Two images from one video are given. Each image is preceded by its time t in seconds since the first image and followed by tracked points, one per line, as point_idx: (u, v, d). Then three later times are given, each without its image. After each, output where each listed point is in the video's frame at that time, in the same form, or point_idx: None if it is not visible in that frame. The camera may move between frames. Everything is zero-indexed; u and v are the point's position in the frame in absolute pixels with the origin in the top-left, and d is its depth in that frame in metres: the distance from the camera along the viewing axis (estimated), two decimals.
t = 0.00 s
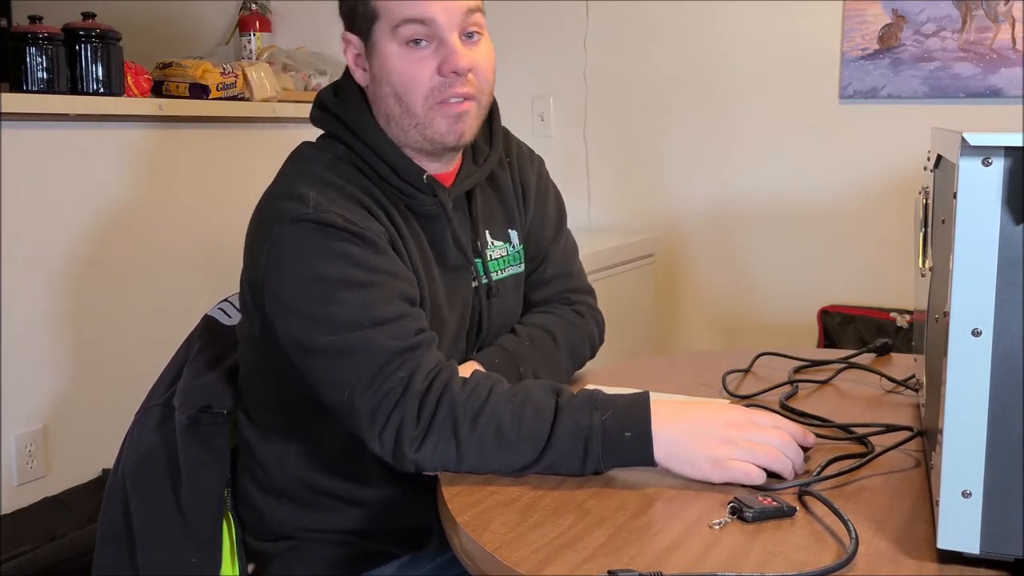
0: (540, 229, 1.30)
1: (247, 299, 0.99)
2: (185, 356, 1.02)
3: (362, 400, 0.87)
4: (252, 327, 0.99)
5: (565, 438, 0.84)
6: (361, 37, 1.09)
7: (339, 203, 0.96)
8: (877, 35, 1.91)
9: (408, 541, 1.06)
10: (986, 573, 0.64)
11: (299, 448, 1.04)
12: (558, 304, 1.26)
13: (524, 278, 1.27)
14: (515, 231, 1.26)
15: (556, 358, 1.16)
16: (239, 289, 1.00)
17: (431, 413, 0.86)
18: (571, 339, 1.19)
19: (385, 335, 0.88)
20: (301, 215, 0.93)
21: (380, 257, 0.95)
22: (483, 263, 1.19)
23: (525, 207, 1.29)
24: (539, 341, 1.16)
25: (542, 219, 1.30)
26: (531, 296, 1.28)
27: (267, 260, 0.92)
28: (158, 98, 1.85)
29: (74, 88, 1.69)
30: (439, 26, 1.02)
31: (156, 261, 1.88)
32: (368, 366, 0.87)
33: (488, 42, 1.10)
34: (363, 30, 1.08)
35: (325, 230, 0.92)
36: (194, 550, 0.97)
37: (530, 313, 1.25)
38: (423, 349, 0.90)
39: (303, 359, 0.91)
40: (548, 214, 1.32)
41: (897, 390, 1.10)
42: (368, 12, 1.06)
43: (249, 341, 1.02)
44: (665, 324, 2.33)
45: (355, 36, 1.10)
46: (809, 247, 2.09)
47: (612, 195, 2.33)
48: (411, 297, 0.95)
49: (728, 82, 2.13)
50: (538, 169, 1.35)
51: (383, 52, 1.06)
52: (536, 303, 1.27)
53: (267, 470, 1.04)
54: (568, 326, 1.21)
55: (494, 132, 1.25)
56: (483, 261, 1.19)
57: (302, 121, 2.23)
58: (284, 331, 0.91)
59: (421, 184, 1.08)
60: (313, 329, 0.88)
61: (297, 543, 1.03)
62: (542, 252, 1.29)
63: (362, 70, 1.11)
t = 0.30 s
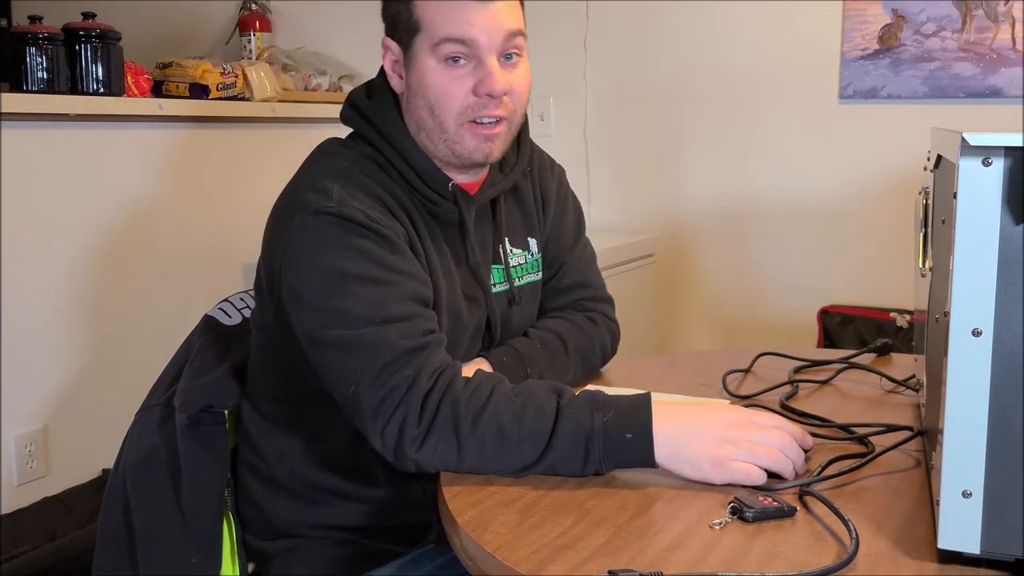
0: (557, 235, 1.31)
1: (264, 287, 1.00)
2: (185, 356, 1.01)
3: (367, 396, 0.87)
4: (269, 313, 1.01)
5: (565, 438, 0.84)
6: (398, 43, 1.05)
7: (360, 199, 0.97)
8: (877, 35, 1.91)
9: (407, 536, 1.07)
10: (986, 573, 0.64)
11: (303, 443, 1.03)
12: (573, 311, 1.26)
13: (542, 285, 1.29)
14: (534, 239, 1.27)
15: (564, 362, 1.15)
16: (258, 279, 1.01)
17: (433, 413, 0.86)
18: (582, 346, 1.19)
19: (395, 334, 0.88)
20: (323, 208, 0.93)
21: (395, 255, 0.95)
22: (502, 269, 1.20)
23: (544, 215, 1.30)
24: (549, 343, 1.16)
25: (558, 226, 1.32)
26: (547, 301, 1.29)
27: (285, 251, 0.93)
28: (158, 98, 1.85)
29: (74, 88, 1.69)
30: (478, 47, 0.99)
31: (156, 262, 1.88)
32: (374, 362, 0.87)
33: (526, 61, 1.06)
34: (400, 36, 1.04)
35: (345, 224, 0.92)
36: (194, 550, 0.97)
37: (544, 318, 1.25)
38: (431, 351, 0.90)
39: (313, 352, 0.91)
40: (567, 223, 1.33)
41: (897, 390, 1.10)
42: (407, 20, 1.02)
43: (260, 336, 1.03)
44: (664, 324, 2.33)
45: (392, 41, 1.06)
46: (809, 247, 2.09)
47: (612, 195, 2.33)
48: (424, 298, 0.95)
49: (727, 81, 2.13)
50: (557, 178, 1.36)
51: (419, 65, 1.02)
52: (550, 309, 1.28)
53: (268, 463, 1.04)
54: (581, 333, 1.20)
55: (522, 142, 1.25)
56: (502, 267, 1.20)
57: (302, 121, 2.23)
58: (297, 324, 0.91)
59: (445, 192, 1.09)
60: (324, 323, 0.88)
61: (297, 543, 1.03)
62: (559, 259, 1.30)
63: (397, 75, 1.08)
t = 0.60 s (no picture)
0: (564, 237, 1.31)
1: (272, 285, 1.00)
2: (184, 356, 1.01)
3: (369, 395, 0.87)
4: (276, 309, 1.00)
5: (565, 439, 0.84)
6: (421, 47, 1.07)
7: (373, 197, 0.98)
8: (877, 35, 1.91)
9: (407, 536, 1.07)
10: (986, 573, 0.64)
11: (305, 441, 1.04)
12: (578, 313, 1.26)
13: (548, 287, 1.29)
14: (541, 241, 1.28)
15: (570, 365, 1.15)
16: (265, 275, 1.01)
17: (435, 412, 0.86)
18: (588, 348, 1.19)
19: (401, 333, 0.88)
20: (336, 205, 0.93)
21: (403, 254, 0.95)
22: (510, 272, 1.20)
23: (550, 217, 1.31)
24: (554, 346, 1.16)
25: (564, 228, 1.32)
26: (555, 303, 1.29)
27: (295, 246, 0.93)
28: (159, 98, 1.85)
29: (74, 88, 1.69)
30: (502, 56, 1.01)
31: (156, 262, 1.88)
32: (377, 361, 0.86)
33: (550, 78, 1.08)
34: (424, 40, 1.06)
35: (357, 222, 0.92)
36: (194, 550, 0.97)
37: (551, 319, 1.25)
38: (434, 351, 0.90)
39: (319, 349, 0.91)
40: (573, 224, 1.33)
41: (897, 390, 1.10)
42: (432, 25, 1.04)
43: (264, 335, 1.03)
44: (664, 324, 2.32)
45: (415, 44, 1.08)
46: (810, 247, 2.09)
47: (612, 195, 2.33)
48: (431, 299, 0.95)
49: (727, 81, 2.13)
50: (564, 180, 1.36)
51: (443, 71, 1.04)
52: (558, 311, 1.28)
53: (270, 460, 1.04)
54: (587, 334, 1.20)
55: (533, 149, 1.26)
56: (510, 270, 1.20)
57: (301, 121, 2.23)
58: (304, 320, 0.91)
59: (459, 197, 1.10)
60: (331, 319, 0.88)
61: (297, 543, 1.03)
62: (565, 262, 1.30)
63: (416, 79, 1.09)
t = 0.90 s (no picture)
0: (557, 233, 1.31)
1: (275, 282, 0.98)
2: (184, 356, 1.01)
3: (370, 394, 0.87)
4: (278, 307, 1.00)
5: (565, 439, 0.84)
6: (468, 40, 1.01)
7: (377, 196, 0.97)
8: (877, 35, 1.91)
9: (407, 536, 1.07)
10: (986, 573, 0.64)
11: (307, 440, 1.03)
12: (574, 311, 1.26)
13: (542, 282, 1.28)
14: (536, 236, 1.27)
15: (569, 365, 1.15)
16: (268, 272, 1.00)
17: (435, 412, 0.86)
18: (586, 347, 1.19)
19: (403, 333, 0.87)
20: (340, 204, 0.93)
21: (407, 253, 0.95)
22: (503, 267, 1.20)
23: (544, 213, 1.30)
24: (553, 346, 1.16)
25: (558, 225, 1.31)
26: (550, 300, 1.29)
27: (299, 245, 0.92)
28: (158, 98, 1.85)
29: (74, 88, 1.69)
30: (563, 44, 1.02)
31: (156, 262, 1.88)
32: (379, 361, 0.86)
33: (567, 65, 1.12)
34: (471, 32, 1.01)
35: (361, 221, 0.92)
36: (194, 550, 0.97)
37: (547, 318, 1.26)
38: (436, 352, 0.89)
39: (320, 347, 0.90)
40: (566, 221, 1.33)
41: (897, 390, 1.10)
42: (484, 17, 1.00)
43: (264, 334, 1.02)
44: (665, 324, 2.32)
45: (456, 37, 1.02)
46: (810, 247, 2.09)
47: (612, 195, 2.33)
48: (434, 299, 0.95)
49: (726, 80, 2.13)
50: (557, 178, 1.36)
51: (501, 62, 1.01)
52: (554, 307, 1.28)
53: (271, 459, 1.04)
54: (585, 333, 1.20)
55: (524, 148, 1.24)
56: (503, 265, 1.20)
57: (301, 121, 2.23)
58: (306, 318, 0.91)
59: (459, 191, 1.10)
60: (334, 319, 0.88)
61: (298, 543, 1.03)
62: (559, 257, 1.30)
63: (459, 73, 1.04)
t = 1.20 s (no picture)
0: (553, 226, 1.34)
1: (289, 263, 0.98)
2: (185, 356, 1.01)
3: (364, 379, 0.87)
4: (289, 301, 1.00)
5: (541, 444, 0.82)
6: (487, 12, 1.14)
7: (393, 183, 0.99)
8: (877, 35, 1.91)
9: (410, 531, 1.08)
10: (986, 573, 0.64)
11: (311, 439, 1.03)
12: (572, 307, 1.27)
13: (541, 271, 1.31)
14: (534, 225, 1.31)
15: (572, 360, 1.15)
16: (279, 257, 1.00)
17: (418, 400, 0.84)
18: (589, 343, 1.19)
19: (405, 324, 0.87)
20: (356, 192, 0.94)
21: (417, 243, 0.96)
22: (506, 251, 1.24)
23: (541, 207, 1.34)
24: (556, 343, 1.16)
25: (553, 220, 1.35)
26: (549, 292, 1.31)
27: (310, 231, 0.93)
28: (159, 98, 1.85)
29: (74, 88, 1.69)
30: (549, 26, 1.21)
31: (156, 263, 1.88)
32: (374, 348, 0.86)
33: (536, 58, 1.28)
34: (487, 6, 1.14)
35: (375, 208, 0.93)
36: (194, 551, 0.97)
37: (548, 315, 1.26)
38: (435, 344, 0.89)
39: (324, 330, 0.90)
40: (561, 217, 1.37)
41: (897, 390, 1.10)
42: None
43: (273, 326, 1.03)
44: (665, 324, 2.32)
45: (477, 9, 1.13)
46: (810, 247, 2.09)
47: (612, 195, 2.33)
48: (442, 292, 0.95)
49: (725, 81, 2.13)
50: (551, 178, 1.40)
51: (520, 33, 1.16)
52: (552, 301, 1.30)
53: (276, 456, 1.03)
54: (587, 330, 1.21)
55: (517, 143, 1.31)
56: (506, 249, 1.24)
57: (301, 121, 2.23)
58: (315, 303, 0.91)
59: (471, 165, 1.14)
60: (341, 301, 0.88)
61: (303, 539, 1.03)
62: (555, 249, 1.33)
63: (481, 42, 1.14)
